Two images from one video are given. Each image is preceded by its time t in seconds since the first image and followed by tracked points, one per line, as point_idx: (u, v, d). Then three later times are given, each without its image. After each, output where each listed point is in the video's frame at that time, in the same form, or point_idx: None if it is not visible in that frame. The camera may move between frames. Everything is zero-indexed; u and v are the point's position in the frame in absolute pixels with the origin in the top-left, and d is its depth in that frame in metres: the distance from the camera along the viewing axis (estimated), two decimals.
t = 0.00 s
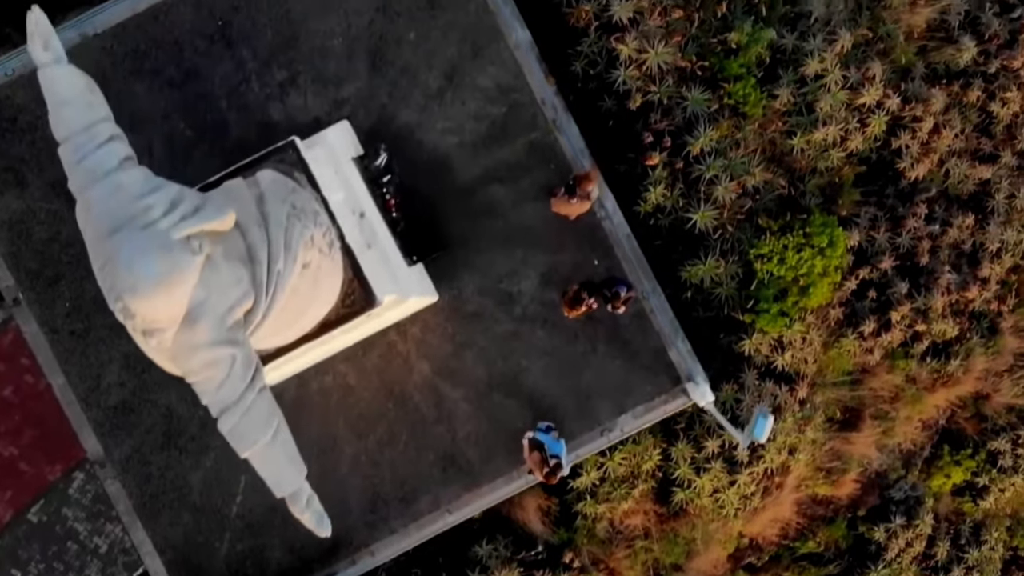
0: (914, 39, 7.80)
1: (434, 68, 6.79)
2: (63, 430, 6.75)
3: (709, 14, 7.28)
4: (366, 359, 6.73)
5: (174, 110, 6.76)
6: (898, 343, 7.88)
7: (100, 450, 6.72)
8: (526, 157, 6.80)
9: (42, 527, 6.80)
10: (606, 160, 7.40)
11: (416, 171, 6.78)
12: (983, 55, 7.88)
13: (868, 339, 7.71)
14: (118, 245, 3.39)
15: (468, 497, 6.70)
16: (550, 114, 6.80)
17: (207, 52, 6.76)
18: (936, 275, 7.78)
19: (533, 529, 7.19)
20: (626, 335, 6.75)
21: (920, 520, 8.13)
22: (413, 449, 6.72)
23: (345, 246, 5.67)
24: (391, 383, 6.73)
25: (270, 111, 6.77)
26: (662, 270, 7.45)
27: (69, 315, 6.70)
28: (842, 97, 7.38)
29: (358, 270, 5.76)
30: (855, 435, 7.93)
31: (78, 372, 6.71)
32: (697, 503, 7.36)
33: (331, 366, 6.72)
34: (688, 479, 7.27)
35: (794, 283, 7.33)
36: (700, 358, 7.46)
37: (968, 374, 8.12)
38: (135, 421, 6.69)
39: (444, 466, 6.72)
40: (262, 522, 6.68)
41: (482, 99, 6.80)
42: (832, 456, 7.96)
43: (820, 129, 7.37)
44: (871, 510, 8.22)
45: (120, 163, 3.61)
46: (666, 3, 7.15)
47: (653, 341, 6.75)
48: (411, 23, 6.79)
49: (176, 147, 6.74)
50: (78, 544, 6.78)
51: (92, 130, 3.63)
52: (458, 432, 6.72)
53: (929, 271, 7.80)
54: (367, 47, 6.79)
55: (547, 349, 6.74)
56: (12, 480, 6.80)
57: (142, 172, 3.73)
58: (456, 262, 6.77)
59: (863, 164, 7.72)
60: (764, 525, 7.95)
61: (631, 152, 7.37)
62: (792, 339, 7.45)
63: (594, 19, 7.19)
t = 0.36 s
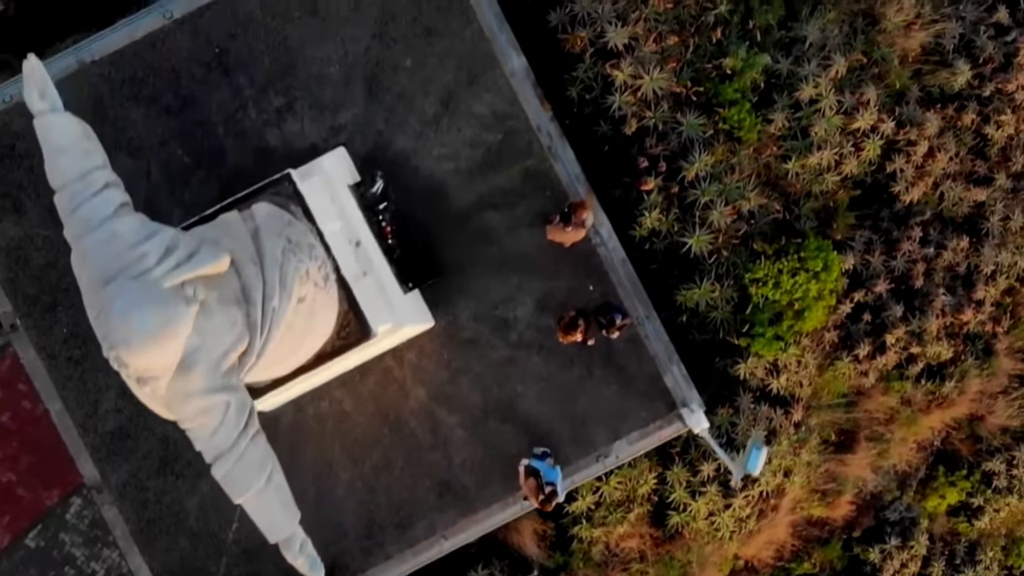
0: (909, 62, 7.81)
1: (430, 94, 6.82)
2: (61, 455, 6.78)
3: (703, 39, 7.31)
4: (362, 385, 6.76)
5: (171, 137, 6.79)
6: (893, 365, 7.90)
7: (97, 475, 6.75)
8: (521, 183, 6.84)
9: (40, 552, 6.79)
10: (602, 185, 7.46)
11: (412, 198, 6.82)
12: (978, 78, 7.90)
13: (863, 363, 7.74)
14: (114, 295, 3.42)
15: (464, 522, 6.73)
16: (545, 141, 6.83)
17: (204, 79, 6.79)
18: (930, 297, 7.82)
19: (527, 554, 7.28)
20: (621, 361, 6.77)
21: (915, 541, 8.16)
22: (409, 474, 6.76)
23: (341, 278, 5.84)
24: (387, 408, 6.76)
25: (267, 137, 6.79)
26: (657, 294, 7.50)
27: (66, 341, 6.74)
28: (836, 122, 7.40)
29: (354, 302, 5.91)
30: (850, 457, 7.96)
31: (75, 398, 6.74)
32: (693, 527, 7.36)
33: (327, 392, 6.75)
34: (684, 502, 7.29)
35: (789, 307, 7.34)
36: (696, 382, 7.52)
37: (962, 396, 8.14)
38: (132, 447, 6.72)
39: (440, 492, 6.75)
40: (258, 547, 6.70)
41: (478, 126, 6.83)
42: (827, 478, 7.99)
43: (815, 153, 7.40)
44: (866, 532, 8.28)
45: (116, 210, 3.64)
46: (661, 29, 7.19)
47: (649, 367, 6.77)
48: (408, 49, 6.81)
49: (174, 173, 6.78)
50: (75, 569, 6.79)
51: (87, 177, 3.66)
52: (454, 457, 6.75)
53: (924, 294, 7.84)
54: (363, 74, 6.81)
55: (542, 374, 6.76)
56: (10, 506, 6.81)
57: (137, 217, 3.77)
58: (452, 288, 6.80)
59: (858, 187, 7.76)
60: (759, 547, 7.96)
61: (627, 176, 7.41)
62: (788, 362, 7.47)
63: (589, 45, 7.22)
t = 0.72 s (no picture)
0: (903, 88, 7.84)
1: (426, 124, 6.86)
2: (57, 483, 6.81)
3: (697, 67, 7.37)
4: (358, 413, 6.79)
5: (168, 167, 6.83)
6: (887, 389, 7.91)
7: (94, 502, 6.77)
8: (516, 212, 6.87)
9: None
10: (597, 213, 7.52)
11: (408, 227, 6.86)
12: (972, 103, 7.92)
13: (857, 388, 7.76)
14: (108, 348, 3.47)
15: (458, 550, 6.75)
16: (540, 170, 6.86)
17: (201, 109, 6.84)
18: (924, 322, 7.84)
19: None
20: (616, 389, 6.80)
21: (909, 564, 8.19)
22: (404, 502, 6.79)
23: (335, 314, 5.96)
24: (382, 437, 6.80)
25: (263, 167, 6.83)
26: (653, 320, 7.55)
27: (63, 370, 6.77)
28: (830, 149, 7.43)
29: (348, 336, 6.02)
30: (843, 481, 8.01)
31: (72, 426, 6.78)
32: (687, 552, 7.42)
33: (323, 420, 6.78)
34: (678, 528, 7.33)
35: (783, 333, 7.37)
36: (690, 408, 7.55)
37: (956, 419, 8.16)
38: (128, 475, 6.75)
39: (435, 520, 6.78)
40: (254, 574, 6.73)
41: (473, 155, 6.87)
42: (822, 502, 8.04)
43: (809, 180, 7.44)
44: (860, 555, 8.31)
45: (110, 262, 3.69)
46: (655, 58, 7.25)
47: (643, 396, 6.80)
48: (403, 79, 6.85)
49: (170, 203, 6.82)
50: None
51: (82, 229, 3.71)
52: (449, 485, 6.79)
53: (918, 318, 7.86)
54: (359, 103, 6.85)
55: (537, 403, 6.79)
56: (7, 533, 6.84)
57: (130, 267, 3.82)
58: (447, 316, 6.83)
59: (852, 213, 7.80)
60: (753, 571, 7.97)
61: (622, 204, 7.47)
62: (782, 388, 7.50)
63: (584, 74, 7.26)
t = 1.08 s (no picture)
0: (897, 112, 7.85)
1: (421, 151, 6.88)
2: (53, 509, 6.84)
3: (692, 93, 7.40)
4: (354, 440, 6.82)
5: (164, 194, 6.86)
6: (882, 412, 7.94)
7: (90, 529, 6.78)
8: (512, 239, 6.90)
9: None
10: (593, 237, 7.56)
11: (403, 254, 6.88)
12: (965, 127, 7.94)
13: (852, 411, 7.79)
14: (101, 400, 3.53)
15: None
16: (536, 196, 6.88)
17: (197, 136, 6.87)
18: (918, 345, 7.86)
19: None
20: (611, 416, 6.83)
21: None
22: (400, 528, 6.82)
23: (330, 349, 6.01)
24: (378, 463, 6.82)
25: (260, 194, 6.86)
26: (648, 345, 7.59)
27: (60, 396, 6.79)
28: (824, 174, 7.46)
29: (343, 370, 6.07)
30: (839, 503, 8.04)
31: (69, 452, 6.80)
32: None
33: (319, 447, 6.81)
34: (673, 552, 7.35)
35: (778, 357, 7.38)
36: (685, 432, 7.57)
37: (951, 441, 8.19)
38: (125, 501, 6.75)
39: (431, 546, 6.80)
40: None
41: (469, 182, 6.90)
42: (817, 525, 8.07)
43: (803, 205, 7.45)
44: None
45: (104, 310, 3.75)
46: (650, 84, 7.29)
47: (637, 422, 6.83)
48: (399, 106, 6.88)
49: (167, 230, 6.85)
50: None
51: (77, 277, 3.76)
52: (444, 511, 6.81)
53: (912, 341, 7.89)
54: (355, 131, 6.88)
55: (532, 429, 6.82)
56: (4, 560, 6.86)
57: (125, 314, 3.88)
58: (443, 343, 6.86)
59: (846, 237, 7.84)
60: None
61: (617, 229, 7.51)
62: (777, 412, 7.53)
63: (579, 100, 7.30)
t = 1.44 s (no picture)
0: (892, 134, 7.87)
1: (418, 176, 6.91)
2: (50, 533, 6.88)
3: (688, 116, 7.44)
4: (350, 464, 6.84)
5: (162, 219, 6.89)
6: (878, 433, 7.96)
7: (88, 552, 6.81)
8: (508, 263, 6.92)
9: None
10: (589, 260, 7.60)
11: (400, 279, 6.90)
12: (960, 149, 7.95)
13: (847, 433, 7.81)
14: (96, 447, 3.60)
15: None
16: (531, 221, 6.90)
17: (195, 162, 6.90)
18: (913, 366, 7.88)
19: None
20: (607, 440, 6.85)
21: None
22: (397, 552, 6.84)
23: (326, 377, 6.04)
24: (375, 487, 6.85)
25: (257, 219, 6.89)
26: (644, 368, 7.65)
27: (58, 421, 6.82)
28: (820, 197, 7.48)
29: (339, 400, 6.13)
30: (834, 524, 8.05)
31: (67, 477, 6.83)
32: None
33: (316, 471, 6.83)
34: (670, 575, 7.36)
35: (773, 380, 7.40)
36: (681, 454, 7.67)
37: (946, 461, 8.19)
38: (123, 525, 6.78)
39: (427, 570, 6.82)
40: None
41: (465, 208, 6.92)
42: (813, 545, 8.09)
43: (798, 229, 7.48)
44: None
45: (100, 354, 3.82)
46: (646, 108, 7.33)
47: (633, 447, 6.85)
48: (396, 132, 6.91)
49: (164, 255, 6.87)
50: None
51: (73, 322, 3.84)
52: (441, 535, 6.83)
53: (907, 362, 7.90)
54: (352, 156, 6.91)
55: (528, 453, 6.84)
56: None
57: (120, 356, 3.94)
58: (439, 367, 6.88)
59: (841, 259, 7.86)
60: None
61: (613, 251, 7.54)
62: (773, 434, 7.55)
63: (575, 124, 7.33)
